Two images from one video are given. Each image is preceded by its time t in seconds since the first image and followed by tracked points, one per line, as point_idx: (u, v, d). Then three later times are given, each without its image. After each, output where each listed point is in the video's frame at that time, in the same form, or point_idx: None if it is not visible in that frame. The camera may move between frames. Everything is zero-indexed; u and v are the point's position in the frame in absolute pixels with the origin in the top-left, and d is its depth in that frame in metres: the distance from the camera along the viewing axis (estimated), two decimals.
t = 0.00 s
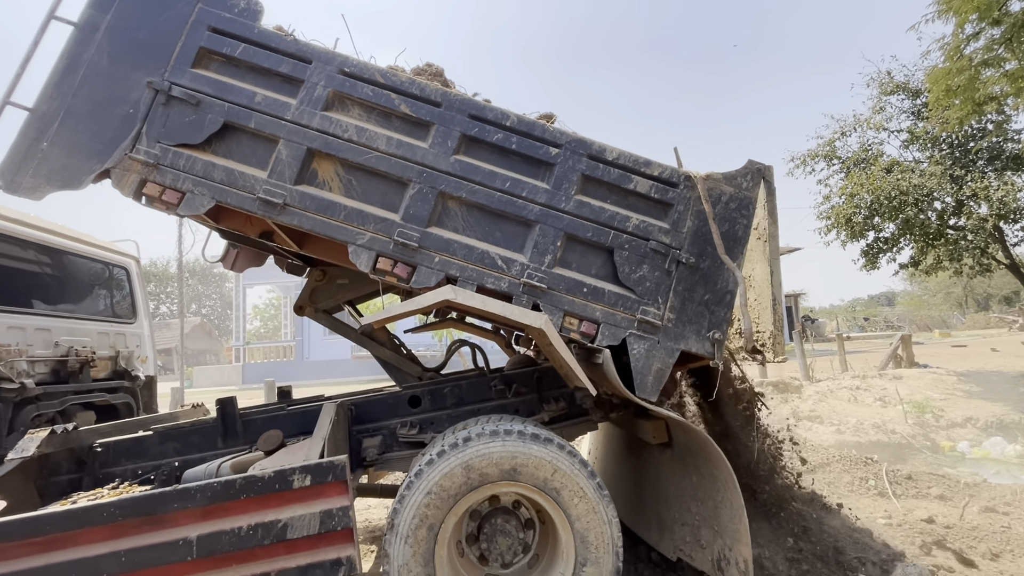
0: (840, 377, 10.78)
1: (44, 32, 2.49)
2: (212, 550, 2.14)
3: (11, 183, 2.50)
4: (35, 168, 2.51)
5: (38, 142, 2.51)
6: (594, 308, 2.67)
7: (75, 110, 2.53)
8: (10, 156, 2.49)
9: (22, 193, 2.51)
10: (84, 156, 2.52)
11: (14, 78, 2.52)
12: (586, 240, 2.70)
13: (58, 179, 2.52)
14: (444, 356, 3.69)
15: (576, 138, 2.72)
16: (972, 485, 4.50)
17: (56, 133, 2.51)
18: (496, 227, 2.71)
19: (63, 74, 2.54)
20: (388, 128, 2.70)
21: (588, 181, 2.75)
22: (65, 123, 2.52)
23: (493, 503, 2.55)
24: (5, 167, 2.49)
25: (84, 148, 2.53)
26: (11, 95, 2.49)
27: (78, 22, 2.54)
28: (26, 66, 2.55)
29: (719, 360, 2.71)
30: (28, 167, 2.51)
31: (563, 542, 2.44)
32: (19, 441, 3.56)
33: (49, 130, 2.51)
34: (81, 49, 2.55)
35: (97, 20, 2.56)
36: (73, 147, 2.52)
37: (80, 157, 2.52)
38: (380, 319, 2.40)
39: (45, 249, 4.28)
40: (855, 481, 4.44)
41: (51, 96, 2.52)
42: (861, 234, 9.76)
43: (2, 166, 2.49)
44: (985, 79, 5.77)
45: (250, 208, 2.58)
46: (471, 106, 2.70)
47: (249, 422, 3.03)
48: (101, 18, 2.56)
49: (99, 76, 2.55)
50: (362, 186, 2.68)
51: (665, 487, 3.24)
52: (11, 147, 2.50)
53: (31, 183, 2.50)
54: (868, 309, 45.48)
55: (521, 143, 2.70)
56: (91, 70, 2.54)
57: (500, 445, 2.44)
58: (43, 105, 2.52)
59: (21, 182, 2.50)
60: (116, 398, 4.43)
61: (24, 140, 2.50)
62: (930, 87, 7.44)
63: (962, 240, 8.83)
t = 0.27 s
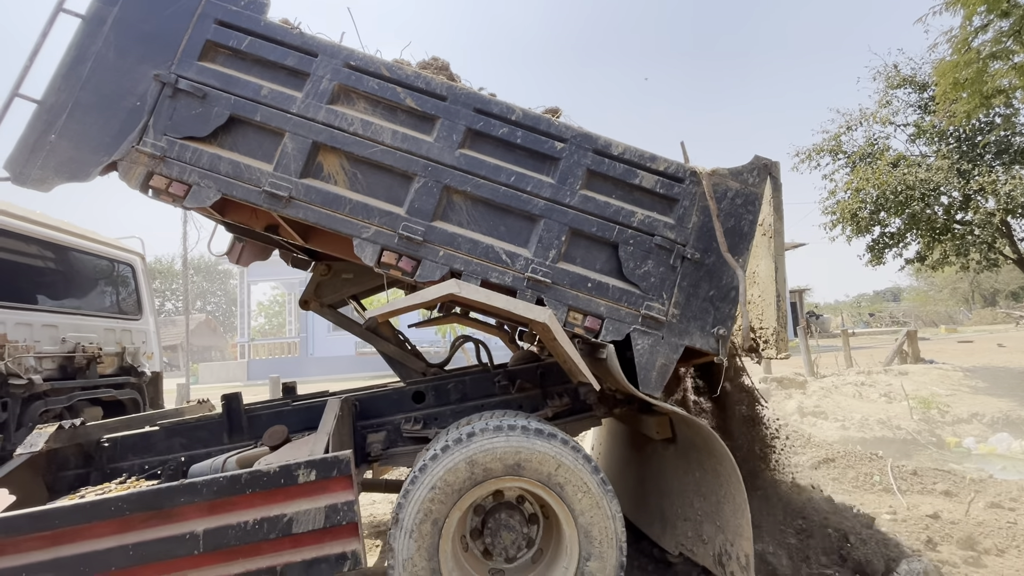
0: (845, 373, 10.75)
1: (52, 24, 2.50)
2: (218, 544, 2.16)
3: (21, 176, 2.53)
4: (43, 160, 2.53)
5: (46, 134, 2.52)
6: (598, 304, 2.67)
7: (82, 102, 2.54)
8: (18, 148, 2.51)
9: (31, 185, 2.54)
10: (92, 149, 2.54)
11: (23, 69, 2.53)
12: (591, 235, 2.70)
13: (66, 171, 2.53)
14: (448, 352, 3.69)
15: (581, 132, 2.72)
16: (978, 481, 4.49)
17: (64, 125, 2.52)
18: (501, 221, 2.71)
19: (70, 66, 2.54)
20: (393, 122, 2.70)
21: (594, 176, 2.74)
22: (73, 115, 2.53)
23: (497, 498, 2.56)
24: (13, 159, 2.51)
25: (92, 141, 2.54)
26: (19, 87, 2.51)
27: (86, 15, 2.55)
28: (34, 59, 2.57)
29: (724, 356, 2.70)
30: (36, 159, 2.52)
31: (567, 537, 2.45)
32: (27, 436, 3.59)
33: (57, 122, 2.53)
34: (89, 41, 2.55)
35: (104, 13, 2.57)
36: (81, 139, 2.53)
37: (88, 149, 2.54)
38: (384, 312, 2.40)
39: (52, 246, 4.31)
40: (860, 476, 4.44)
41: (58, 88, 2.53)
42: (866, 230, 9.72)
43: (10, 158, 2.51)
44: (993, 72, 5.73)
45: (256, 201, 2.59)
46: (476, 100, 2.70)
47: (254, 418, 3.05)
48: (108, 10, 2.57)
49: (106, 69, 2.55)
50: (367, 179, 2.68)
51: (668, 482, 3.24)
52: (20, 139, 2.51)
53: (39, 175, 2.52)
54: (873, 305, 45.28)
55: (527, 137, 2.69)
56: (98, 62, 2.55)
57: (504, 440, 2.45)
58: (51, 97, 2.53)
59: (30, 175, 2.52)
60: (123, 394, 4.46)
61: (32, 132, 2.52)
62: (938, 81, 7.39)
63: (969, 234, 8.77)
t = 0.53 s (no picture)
0: (849, 369, 10.72)
1: (59, 17, 2.51)
2: (224, 539, 2.18)
3: (27, 167, 2.53)
4: (51, 152, 2.54)
5: (54, 126, 2.54)
6: (602, 299, 2.67)
7: (90, 94, 2.55)
8: (26, 140, 2.52)
9: (38, 176, 2.54)
10: (99, 141, 2.55)
11: (31, 62, 2.54)
12: (596, 230, 2.69)
13: (74, 163, 2.55)
14: (451, 349, 3.69)
15: (586, 127, 2.71)
16: (983, 477, 4.48)
17: (72, 117, 2.54)
18: (505, 216, 2.71)
19: (78, 59, 2.55)
20: (398, 116, 2.70)
21: (599, 171, 2.74)
22: (80, 108, 2.54)
23: (501, 494, 2.57)
24: (21, 150, 2.52)
25: (99, 133, 2.55)
26: (27, 80, 2.52)
27: (93, 7, 2.55)
28: (42, 51, 2.58)
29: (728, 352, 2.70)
30: (43, 151, 2.54)
31: (570, 532, 2.46)
32: (34, 432, 3.61)
33: (64, 114, 2.54)
34: (96, 34, 2.56)
35: (111, 6, 2.57)
36: (88, 131, 2.54)
37: (95, 141, 2.55)
38: (388, 306, 2.40)
39: (57, 243, 4.33)
40: (864, 472, 4.43)
41: (66, 81, 2.54)
42: (871, 225, 9.68)
43: (18, 149, 2.52)
44: (1001, 66, 5.69)
45: (261, 194, 2.59)
46: (481, 95, 2.70)
47: (258, 414, 3.07)
48: (115, 3, 2.57)
49: (114, 61, 2.56)
50: (372, 173, 2.68)
51: (671, 478, 3.25)
52: (28, 130, 2.52)
53: (46, 167, 2.53)
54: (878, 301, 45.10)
55: (532, 132, 2.69)
56: (106, 55, 2.56)
57: (507, 435, 2.46)
58: (59, 90, 2.54)
59: (37, 167, 2.53)
60: (128, 390, 4.48)
61: (40, 124, 2.53)
62: (944, 75, 7.34)
63: (975, 230, 8.72)
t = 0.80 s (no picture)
0: (852, 366, 10.70)
1: (65, 9, 2.52)
2: (227, 533, 2.19)
3: (33, 159, 2.55)
4: (56, 143, 2.55)
5: (60, 118, 2.55)
6: (605, 294, 2.66)
7: (95, 86, 2.55)
8: (31, 132, 2.53)
9: (44, 168, 2.56)
10: (104, 133, 2.55)
11: (37, 54, 2.55)
12: (599, 226, 2.69)
13: (79, 154, 2.56)
14: (453, 346, 3.70)
15: (590, 122, 2.71)
16: (986, 474, 4.46)
17: (77, 109, 2.54)
18: (508, 211, 2.71)
19: (83, 51, 2.56)
20: (402, 110, 2.71)
21: (602, 166, 2.74)
22: (85, 100, 2.55)
23: (503, 489, 2.58)
24: (27, 142, 2.53)
25: (104, 125, 2.56)
26: (33, 72, 2.52)
27: None
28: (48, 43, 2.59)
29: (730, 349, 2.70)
30: (49, 142, 2.55)
31: (572, 527, 2.46)
32: (39, 428, 3.63)
33: (70, 106, 2.54)
34: (101, 26, 2.56)
35: None
36: (92, 123, 2.55)
37: (100, 134, 2.55)
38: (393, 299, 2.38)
39: (61, 241, 4.35)
40: (867, 469, 4.42)
41: (72, 73, 2.55)
42: (875, 222, 9.64)
43: (24, 141, 2.53)
44: (1006, 61, 5.65)
45: (265, 186, 2.60)
46: (485, 89, 2.69)
47: (261, 410, 3.08)
48: None
49: (119, 54, 2.57)
50: (375, 167, 2.69)
51: (673, 474, 3.25)
52: (34, 121, 2.53)
53: (52, 158, 2.55)
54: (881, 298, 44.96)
55: (535, 127, 2.69)
56: (111, 48, 2.56)
57: (509, 431, 2.46)
58: (65, 82, 2.55)
59: (42, 158, 2.54)
60: (132, 386, 4.50)
61: (46, 115, 2.54)
62: (949, 70, 7.30)
63: (980, 227, 8.68)
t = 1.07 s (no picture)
0: (854, 364, 10.68)
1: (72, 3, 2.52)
2: (231, 530, 2.20)
3: (41, 152, 2.56)
4: (63, 137, 2.56)
5: (66, 111, 2.56)
6: (608, 292, 2.67)
7: (101, 80, 2.56)
8: (38, 125, 2.54)
9: (50, 161, 2.57)
10: (110, 127, 2.57)
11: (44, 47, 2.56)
12: (602, 223, 2.69)
13: (85, 148, 2.57)
14: (456, 343, 3.70)
15: (595, 119, 2.71)
16: (989, 472, 4.46)
17: (83, 103, 2.55)
18: (512, 207, 2.71)
19: (90, 44, 2.56)
20: (407, 106, 2.71)
21: (606, 163, 2.74)
22: (92, 93, 2.55)
23: (505, 486, 2.58)
24: (34, 134, 2.54)
25: (110, 118, 2.56)
26: (40, 65, 2.53)
27: None
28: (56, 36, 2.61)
29: (733, 347, 2.69)
30: (55, 136, 2.56)
31: (574, 524, 2.47)
32: (44, 425, 3.65)
33: (76, 100, 2.55)
34: (107, 20, 2.57)
35: None
36: (99, 117, 2.56)
37: (106, 128, 2.56)
38: (394, 295, 2.41)
39: (64, 238, 4.36)
40: (870, 467, 4.42)
41: (78, 67, 2.55)
42: (878, 220, 9.62)
43: (31, 134, 2.54)
44: (1011, 58, 5.62)
45: (270, 181, 2.61)
46: (490, 85, 2.69)
47: (264, 407, 3.09)
48: None
49: (125, 48, 2.57)
50: (379, 162, 2.69)
51: (676, 472, 3.25)
52: (41, 114, 2.54)
53: (59, 152, 2.56)
54: (885, 296, 44.84)
55: (540, 123, 2.69)
56: (117, 42, 2.57)
57: (512, 428, 2.46)
58: (71, 75, 2.55)
59: (49, 151, 2.56)
60: (136, 383, 4.52)
61: (53, 108, 2.55)
62: (954, 67, 7.27)
63: (984, 224, 8.65)
